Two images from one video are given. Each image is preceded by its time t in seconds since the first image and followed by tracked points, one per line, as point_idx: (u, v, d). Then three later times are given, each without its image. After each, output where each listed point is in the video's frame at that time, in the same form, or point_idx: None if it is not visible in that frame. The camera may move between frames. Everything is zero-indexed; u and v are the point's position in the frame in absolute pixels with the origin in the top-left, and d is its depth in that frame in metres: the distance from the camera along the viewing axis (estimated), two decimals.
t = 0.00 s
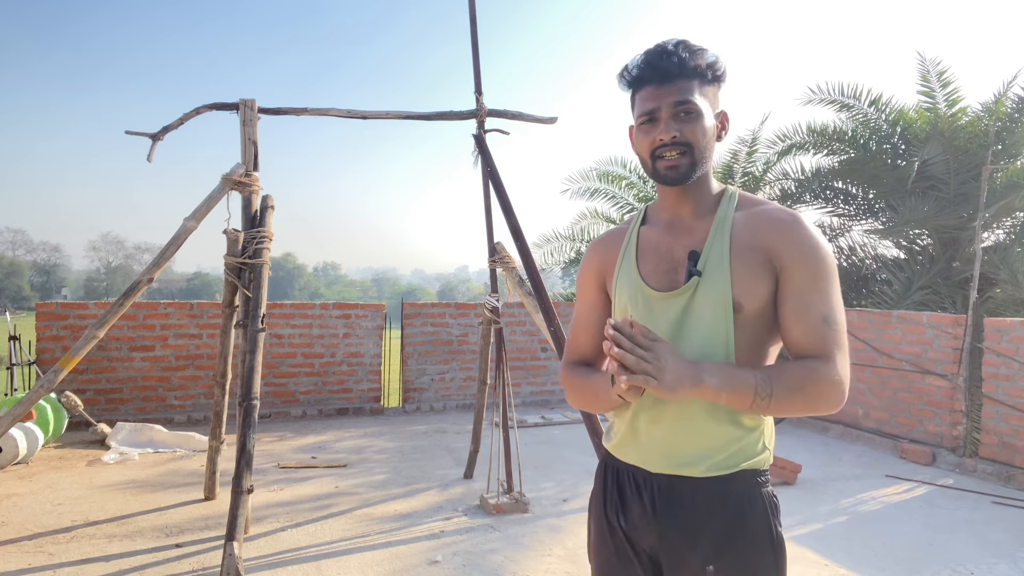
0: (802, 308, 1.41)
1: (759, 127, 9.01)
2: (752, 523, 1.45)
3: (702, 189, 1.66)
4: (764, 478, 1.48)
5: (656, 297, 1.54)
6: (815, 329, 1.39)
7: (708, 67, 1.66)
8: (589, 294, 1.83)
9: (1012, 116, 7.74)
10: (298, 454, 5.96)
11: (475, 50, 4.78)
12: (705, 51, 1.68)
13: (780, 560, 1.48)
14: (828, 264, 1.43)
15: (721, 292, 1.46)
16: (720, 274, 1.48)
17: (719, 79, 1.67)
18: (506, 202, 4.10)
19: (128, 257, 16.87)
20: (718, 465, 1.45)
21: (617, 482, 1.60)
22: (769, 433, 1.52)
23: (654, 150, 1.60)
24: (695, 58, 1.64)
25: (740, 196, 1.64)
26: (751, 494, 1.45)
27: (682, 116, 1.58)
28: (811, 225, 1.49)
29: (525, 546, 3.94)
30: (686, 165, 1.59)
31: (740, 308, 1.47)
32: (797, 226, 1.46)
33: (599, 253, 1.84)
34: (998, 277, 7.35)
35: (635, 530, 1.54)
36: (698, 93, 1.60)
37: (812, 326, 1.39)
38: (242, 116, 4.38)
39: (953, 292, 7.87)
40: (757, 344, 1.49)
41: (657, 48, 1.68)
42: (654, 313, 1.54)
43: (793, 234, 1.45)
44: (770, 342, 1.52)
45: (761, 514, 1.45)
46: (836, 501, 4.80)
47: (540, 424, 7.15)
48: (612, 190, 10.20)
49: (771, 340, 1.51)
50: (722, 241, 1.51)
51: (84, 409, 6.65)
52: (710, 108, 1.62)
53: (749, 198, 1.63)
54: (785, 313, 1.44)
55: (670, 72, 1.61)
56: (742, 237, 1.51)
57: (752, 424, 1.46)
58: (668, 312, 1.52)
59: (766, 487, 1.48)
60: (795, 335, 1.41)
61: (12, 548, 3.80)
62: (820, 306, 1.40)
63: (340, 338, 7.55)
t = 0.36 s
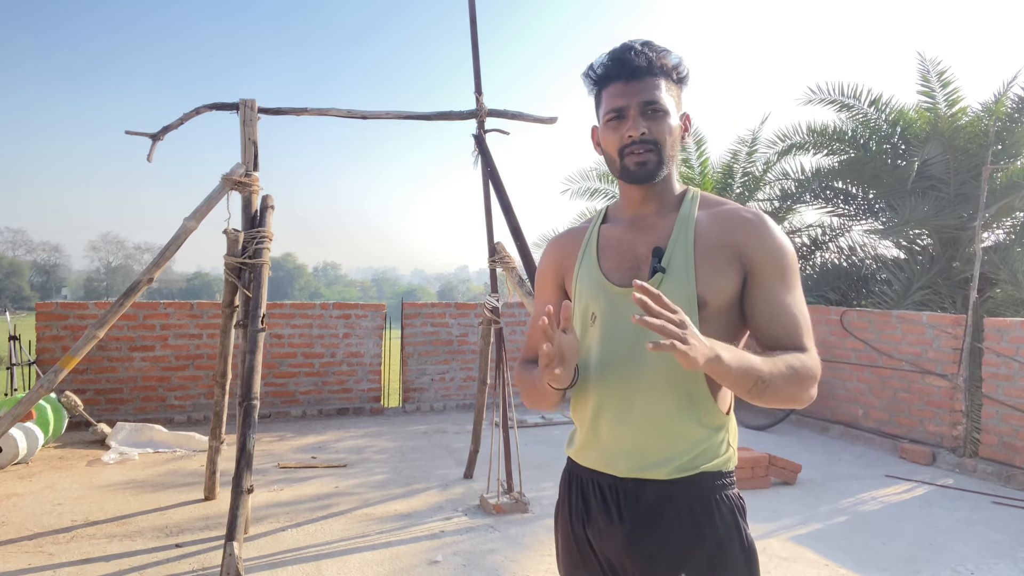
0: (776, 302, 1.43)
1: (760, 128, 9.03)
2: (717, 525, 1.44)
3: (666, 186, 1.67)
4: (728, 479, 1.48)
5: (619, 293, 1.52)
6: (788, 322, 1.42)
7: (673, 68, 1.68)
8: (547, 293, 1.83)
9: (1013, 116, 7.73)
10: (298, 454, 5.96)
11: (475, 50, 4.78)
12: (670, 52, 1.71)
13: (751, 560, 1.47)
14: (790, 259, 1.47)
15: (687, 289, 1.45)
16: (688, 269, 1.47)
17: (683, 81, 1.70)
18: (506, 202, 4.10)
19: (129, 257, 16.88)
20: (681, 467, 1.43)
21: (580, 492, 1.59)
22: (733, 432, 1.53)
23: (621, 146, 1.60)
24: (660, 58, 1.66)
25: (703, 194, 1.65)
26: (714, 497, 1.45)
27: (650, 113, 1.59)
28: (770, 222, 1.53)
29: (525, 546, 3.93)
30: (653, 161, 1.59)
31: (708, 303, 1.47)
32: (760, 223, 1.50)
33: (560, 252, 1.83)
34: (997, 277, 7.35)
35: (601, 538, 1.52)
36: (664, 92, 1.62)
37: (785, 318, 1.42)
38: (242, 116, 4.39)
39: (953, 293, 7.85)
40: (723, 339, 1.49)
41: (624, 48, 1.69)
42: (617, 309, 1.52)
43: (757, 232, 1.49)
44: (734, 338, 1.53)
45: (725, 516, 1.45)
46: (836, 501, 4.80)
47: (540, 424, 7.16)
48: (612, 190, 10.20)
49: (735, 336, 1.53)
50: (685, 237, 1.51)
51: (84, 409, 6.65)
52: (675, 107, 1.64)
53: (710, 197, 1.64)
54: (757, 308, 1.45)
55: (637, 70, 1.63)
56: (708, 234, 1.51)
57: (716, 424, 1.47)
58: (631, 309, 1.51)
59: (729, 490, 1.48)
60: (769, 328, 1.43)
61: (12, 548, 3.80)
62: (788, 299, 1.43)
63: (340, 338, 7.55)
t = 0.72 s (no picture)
0: (753, 306, 1.43)
1: (760, 128, 9.05)
2: (695, 531, 1.43)
3: (647, 189, 1.67)
4: (708, 484, 1.47)
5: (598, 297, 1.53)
6: (765, 327, 1.41)
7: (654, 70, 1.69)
8: (530, 297, 1.83)
9: (1013, 116, 7.73)
10: (298, 454, 5.96)
11: (475, 50, 4.78)
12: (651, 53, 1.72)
13: (732, 562, 1.46)
14: (771, 263, 1.46)
15: (665, 293, 1.45)
16: (666, 272, 1.47)
17: (664, 82, 1.71)
18: (505, 202, 4.10)
19: (129, 257, 16.88)
20: (657, 471, 1.44)
21: (561, 500, 1.59)
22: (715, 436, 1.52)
23: (603, 146, 1.60)
24: (641, 59, 1.67)
25: (683, 198, 1.65)
26: (692, 502, 1.44)
27: (631, 113, 1.59)
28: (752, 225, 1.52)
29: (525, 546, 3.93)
30: (634, 162, 1.59)
31: (686, 307, 1.47)
32: (741, 227, 1.49)
33: (541, 256, 1.83)
34: (998, 277, 7.35)
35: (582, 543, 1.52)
36: (645, 92, 1.62)
37: (762, 323, 1.41)
38: (242, 116, 4.38)
39: (953, 293, 7.84)
40: (703, 343, 1.49)
41: (605, 48, 1.69)
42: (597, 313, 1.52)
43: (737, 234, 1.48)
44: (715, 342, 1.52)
45: (704, 520, 1.43)
46: (836, 501, 4.80)
47: (540, 424, 7.16)
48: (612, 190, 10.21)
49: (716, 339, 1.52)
50: (663, 240, 1.51)
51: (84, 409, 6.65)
52: (656, 108, 1.64)
53: (692, 200, 1.64)
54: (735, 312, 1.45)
55: (619, 69, 1.63)
56: (687, 237, 1.51)
57: (695, 428, 1.46)
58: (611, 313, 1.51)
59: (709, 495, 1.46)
60: (746, 332, 1.43)
61: (12, 548, 3.80)
62: (766, 304, 1.43)
63: (340, 337, 7.55)
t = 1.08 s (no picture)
0: (745, 309, 1.42)
1: (760, 128, 9.07)
2: (676, 533, 1.42)
3: (646, 190, 1.66)
4: (690, 487, 1.46)
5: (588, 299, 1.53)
6: (757, 330, 1.40)
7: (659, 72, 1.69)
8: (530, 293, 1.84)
9: (1013, 116, 7.73)
10: (297, 454, 5.96)
11: (475, 50, 4.79)
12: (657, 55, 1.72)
13: (715, 565, 1.45)
14: (766, 270, 1.46)
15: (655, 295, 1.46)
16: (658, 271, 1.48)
17: (669, 84, 1.71)
18: (505, 202, 4.10)
19: (129, 257, 16.88)
20: (635, 474, 1.43)
21: (545, 501, 1.59)
22: (702, 441, 1.51)
23: (603, 146, 1.60)
24: (647, 61, 1.67)
25: (684, 202, 1.65)
26: (673, 504, 1.43)
27: (635, 114, 1.59)
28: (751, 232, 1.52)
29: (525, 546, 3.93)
30: (633, 163, 1.58)
31: (678, 309, 1.47)
32: (738, 234, 1.49)
33: (541, 256, 1.83)
34: (998, 277, 7.35)
35: (565, 546, 1.52)
36: (649, 94, 1.62)
37: (753, 326, 1.40)
38: (242, 116, 4.38)
39: (953, 293, 7.84)
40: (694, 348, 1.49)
41: (611, 48, 1.69)
42: (585, 312, 1.53)
43: (733, 240, 1.48)
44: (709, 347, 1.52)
45: (685, 523, 1.43)
46: (836, 501, 4.80)
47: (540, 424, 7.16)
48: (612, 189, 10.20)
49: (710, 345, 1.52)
50: (658, 243, 1.52)
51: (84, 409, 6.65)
52: (660, 110, 1.64)
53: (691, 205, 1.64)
54: (727, 315, 1.44)
55: (624, 70, 1.63)
56: (682, 242, 1.52)
57: (677, 431, 1.45)
58: (601, 313, 1.50)
59: (691, 499, 1.45)
60: (737, 336, 1.42)
61: (12, 548, 3.80)
62: (759, 307, 1.42)
63: (340, 337, 7.55)
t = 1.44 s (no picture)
0: (736, 317, 1.42)
1: (760, 128, 9.08)
2: (672, 533, 1.42)
3: (653, 195, 1.66)
4: (686, 487, 1.46)
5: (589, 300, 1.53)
6: (746, 339, 1.40)
7: (673, 76, 1.69)
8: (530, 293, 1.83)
9: (1013, 116, 7.73)
10: (297, 454, 5.96)
11: (475, 50, 4.79)
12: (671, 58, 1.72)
13: (709, 564, 1.45)
14: (763, 279, 1.46)
15: (655, 297, 1.46)
16: (656, 275, 1.48)
17: (682, 88, 1.71)
18: (505, 201, 4.10)
19: (129, 257, 16.88)
20: (630, 472, 1.44)
21: (541, 501, 1.59)
22: (698, 445, 1.51)
23: (613, 148, 1.60)
24: (661, 65, 1.67)
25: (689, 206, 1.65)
26: (669, 504, 1.43)
27: (648, 119, 1.59)
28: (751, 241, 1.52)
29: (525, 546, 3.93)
30: (643, 168, 1.59)
31: (675, 313, 1.47)
32: (738, 240, 1.49)
33: (543, 255, 1.84)
34: (997, 277, 7.35)
35: (560, 545, 1.52)
36: (662, 99, 1.62)
37: (743, 334, 1.40)
38: (242, 116, 4.38)
39: (953, 293, 7.84)
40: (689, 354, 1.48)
41: (626, 50, 1.68)
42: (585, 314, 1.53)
43: (733, 246, 1.49)
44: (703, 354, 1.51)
45: (680, 522, 1.43)
46: (836, 501, 4.80)
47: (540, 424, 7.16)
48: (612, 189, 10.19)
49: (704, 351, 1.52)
50: (661, 248, 1.51)
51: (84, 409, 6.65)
52: (672, 115, 1.65)
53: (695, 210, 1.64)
54: (720, 322, 1.44)
55: (639, 73, 1.63)
56: (682, 245, 1.52)
57: (672, 430, 1.46)
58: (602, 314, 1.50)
59: (687, 500, 1.45)
60: (727, 344, 1.42)
61: (12, 548, 3.80)
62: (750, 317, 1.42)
63: (340, 337, 7.55)
